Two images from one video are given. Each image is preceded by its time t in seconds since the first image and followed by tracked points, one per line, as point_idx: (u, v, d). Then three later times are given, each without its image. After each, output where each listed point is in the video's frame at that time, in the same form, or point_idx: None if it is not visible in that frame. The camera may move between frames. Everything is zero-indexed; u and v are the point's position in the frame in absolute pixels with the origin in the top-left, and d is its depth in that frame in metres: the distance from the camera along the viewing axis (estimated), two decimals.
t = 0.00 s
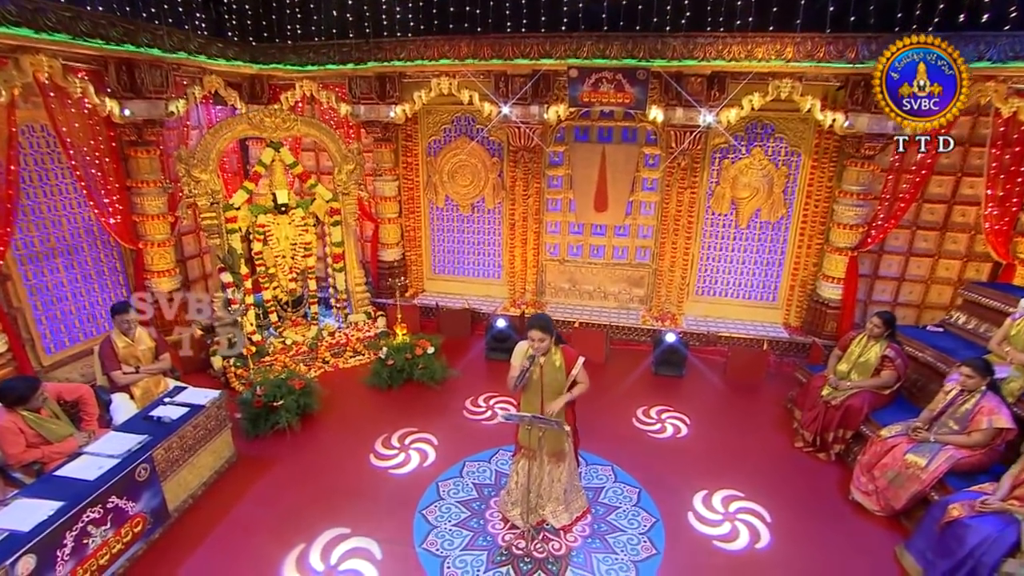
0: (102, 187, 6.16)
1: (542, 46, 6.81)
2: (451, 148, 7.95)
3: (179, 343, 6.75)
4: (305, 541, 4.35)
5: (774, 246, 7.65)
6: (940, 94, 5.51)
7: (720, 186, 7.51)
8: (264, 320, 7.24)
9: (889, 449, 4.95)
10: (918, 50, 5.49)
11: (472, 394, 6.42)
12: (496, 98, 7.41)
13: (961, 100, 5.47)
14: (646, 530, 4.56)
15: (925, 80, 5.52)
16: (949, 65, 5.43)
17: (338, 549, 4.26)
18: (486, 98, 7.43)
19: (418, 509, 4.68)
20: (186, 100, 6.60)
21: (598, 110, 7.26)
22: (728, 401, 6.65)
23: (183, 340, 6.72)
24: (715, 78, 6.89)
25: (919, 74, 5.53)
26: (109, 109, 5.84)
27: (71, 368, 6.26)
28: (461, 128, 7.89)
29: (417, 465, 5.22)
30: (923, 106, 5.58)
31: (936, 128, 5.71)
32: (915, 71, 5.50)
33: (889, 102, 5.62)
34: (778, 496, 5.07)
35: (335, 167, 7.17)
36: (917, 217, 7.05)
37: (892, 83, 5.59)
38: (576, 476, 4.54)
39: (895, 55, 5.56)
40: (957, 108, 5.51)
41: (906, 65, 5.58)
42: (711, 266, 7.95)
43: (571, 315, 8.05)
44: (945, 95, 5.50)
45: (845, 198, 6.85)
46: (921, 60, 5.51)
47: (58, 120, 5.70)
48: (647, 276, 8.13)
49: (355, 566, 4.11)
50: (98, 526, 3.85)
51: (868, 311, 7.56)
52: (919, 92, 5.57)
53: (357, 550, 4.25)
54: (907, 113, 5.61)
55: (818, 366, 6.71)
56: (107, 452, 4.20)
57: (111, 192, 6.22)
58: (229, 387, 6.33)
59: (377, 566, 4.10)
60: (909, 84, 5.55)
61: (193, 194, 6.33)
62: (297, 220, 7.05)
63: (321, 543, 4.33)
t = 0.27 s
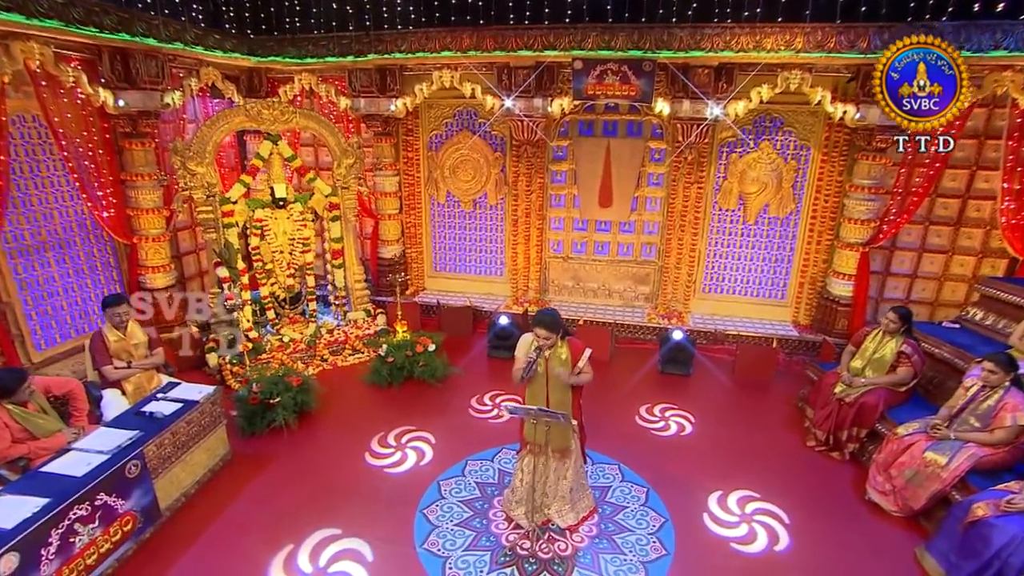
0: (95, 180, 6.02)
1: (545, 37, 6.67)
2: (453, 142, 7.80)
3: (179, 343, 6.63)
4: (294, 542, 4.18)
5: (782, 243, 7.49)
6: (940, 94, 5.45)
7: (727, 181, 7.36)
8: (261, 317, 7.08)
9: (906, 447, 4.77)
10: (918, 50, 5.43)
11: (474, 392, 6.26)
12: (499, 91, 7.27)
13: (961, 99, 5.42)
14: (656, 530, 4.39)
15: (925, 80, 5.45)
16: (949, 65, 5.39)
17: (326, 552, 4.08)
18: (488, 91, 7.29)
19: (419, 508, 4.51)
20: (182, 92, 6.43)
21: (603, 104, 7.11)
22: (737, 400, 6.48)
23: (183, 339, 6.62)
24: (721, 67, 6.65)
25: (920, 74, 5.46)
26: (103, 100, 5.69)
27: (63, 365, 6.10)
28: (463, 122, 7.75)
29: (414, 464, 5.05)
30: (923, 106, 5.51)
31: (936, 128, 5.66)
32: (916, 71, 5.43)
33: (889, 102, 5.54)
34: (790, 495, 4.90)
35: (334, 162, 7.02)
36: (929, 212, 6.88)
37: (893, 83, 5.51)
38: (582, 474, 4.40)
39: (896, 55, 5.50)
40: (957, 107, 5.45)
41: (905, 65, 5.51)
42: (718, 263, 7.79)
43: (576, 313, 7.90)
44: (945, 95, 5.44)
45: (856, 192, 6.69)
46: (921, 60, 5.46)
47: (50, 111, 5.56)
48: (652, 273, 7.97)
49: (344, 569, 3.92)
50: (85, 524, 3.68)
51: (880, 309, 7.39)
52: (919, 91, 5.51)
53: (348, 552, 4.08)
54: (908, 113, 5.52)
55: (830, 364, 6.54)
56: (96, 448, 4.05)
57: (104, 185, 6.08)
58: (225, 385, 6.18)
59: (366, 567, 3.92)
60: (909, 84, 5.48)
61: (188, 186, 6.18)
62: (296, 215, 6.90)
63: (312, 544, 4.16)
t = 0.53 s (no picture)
0: (85, 175, 5.86)
1: (547, 32, 6.55)
2: (453, 140, 7.66)
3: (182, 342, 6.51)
4: (277, 548, 3.99)
5: (790, 242, 7.33)
6: (940, 94, 5.48)
7: (733, 178, 7.22)
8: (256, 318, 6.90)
9: (923, 448, 4.56)
10: (918, 50, 5.46)
11: (475, 394, 6.08)
12: (501, 87, 7.14)
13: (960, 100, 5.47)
14: (664, 535, 4.21)
15: (925, 80, 5.49)
16: (949, 65, 5.44)
17: (311, 559, 3.88)
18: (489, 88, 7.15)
19: (417, 511, 4.33)
20: (176, 87, 6.27)
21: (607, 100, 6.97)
22: (744, 402, 6.31)
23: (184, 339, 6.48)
24: (728, 63, 6.58)
25: (919, 74, 5.51)
26: (95, 94, 5.55)
27: (50, 366, 5.93)
28: (463, 120, 7.61)
29: (407, 467, 4.86)
30: (923, 106, 5.55)
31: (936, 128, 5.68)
32: (915, 71, 5.47)
33: (888, 102, 5.59)
34: (801, 498, 4.71)
35: (332, 159, 6.86)
36: (941, 210, 6.73)
37: (893, 83, 5.57)
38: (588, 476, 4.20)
39: (895, 56, 5.55)
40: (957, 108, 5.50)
41: (905, 65, 5.56)
42: (724, 263, 7.63)
43: (578, 314, 7.72)
44: (945, 95, 5.48)
45: (865, 189, 6.53)
46: (921, 60, 5.49)
47: (39, 104, 5.41)
48: (657, 273, 7.81)
49: None
50: (67, 527, 3.50)
51: (890, 310, 7.21)
52: (920, 91, 5.55)
53: (334, 558, 3.88)
54: (908, 112, 5.57)
55: (841, 365, 6.37)
56: (80, 448, 3.89)
57: (95, 180, 5.93)
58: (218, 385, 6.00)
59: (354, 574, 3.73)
60: (909, 84, 5.53)
61: (182, 182, 6.02)
62: (292, 213, 6.73)
63: (297, 548, 3.98)
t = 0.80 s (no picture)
0: (76, 173, 5.73)
1: (548, 30, 6.45)
2: (452, 140, 7.54)
3: (181, 342, 6.36)
4: (262, 553, 3.84)
5: (795, 243, 7.19)
6: (939, 94, 5.35)
7: (737, 178, 7.10)
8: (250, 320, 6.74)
9: (937, 451, 4.40)
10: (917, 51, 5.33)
11: (474, 397, 5.92)
12: (501, 86, 7.03)
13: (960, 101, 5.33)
14: (670, 540, 4.04)
15: (925, 80, 5.37)
16: (949, 65, 5.30)
17: (296, 566, 3.71)
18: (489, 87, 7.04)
19: (414, 516, 4.17)
20: (171, 85, 6.16)
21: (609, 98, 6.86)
22: (750, 405, 6.15)
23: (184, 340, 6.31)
24: (732, 60, 6.47)
25: (919, 74, 5.38)
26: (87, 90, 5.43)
27: (38, 368, 5.78)
28: (462, 120, 7.50)
29: (400, 471, 4.70)
30: (923, 106, 5.42)
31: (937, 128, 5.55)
32: (916, 71, 5.35)
33: (887, 102, 5.49)
34: (809, 502, 4.55)
35: (329, 158, 6.74)
36: (950, 210, 6.60)
37: (892, 83, 5.46)
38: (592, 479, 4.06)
39: (895, 56, 5.44)
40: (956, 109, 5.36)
41: (905, 65, 5.44)
42: (728, 265, 7.49)
43: (580, 317, 7.57)
44: (945, 95, 5.34)
45: (872, 188, 6.41)
46: (921, 60, 5.37)
47: (28, 99, 5.28)
48: (660, 275, 7.67)
49: None
50: (48, 531, 3.34)
51: (898, 312, 7.07)
52: (919, 91, 5.42)
53: (321, 565, 3.72)
54: (908, 112, 5.45)
55: (849, 367, 6.22)
56: (65, 449, 3.75)
57: (86, 178, 5.80)
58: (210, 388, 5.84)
59: None
60: (909, 84, 5.40)
61: (175, 181, 5.87)
62: (287, 213, 6.60)
63: (279, 557, 3.80)
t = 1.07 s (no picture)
0: (70, 171, 5.61)
1: (552, 28, 6.33)
2: (454, 141, 7.42)
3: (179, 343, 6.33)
4: (245, 561, 3.71)
5: (805, 246, 7.03)
6: (939, 94, 5.31)
7: (745, 179, 6.95)
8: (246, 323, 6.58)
9: (958, 456, 4.18)
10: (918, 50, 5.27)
11: (476, 401, 5.75)
12: (504, 86, 6.91)
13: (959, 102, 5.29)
14: (680, 548, 3.85)
15: (925, 80, 5.31)
16: (949, 65, 5.25)
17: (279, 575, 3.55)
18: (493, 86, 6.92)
19: (412, 522, 4.01)
20: (168, 83, 6.06)
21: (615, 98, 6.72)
22: (760, 410, 5.95)
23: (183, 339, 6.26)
24: (739, 58, 6.33)
25: (919, 74, 5.32)
26: (81, 87, 5.32)
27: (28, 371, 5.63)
28: (465, 120, 7.38)
29: (394, 476, 4.54)
30: (923, 106, 5.38)
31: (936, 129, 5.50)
32: (915, 71, 5.29)
33: (888, 102, 5.44)
34: (823, 508, 4.36)
35: (328, 159, 6.61)
36: (965, 211, 6.42)
37: (892, 83, 5.41)
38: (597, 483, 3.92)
39: (894, 55, 5.37)
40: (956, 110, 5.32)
41: (905, 65, 5.37)
42: (736, 268, 7.31)
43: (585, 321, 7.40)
44: (945, 95, 5.30)
45: (884, 189, 6.25)
46: (921, 60, 5.30)
47: (22, 96, 5.16)
48: (666, 279, 7.50)
49: None
50: (28, 535, 3.23)
51: (912, 316, 6.87)
52: (919, 91, 5.37)
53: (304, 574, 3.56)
54: (908, 112, 5.41)
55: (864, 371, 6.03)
56: (50, 449, 3.64)
57: (81, 176, 5.68)
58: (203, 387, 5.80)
59: None
60: (909, 84, 5.35)
61: (171, 179, 5.73)
62: (286, 213, 6.46)
63: (263, 567, 3.64)
